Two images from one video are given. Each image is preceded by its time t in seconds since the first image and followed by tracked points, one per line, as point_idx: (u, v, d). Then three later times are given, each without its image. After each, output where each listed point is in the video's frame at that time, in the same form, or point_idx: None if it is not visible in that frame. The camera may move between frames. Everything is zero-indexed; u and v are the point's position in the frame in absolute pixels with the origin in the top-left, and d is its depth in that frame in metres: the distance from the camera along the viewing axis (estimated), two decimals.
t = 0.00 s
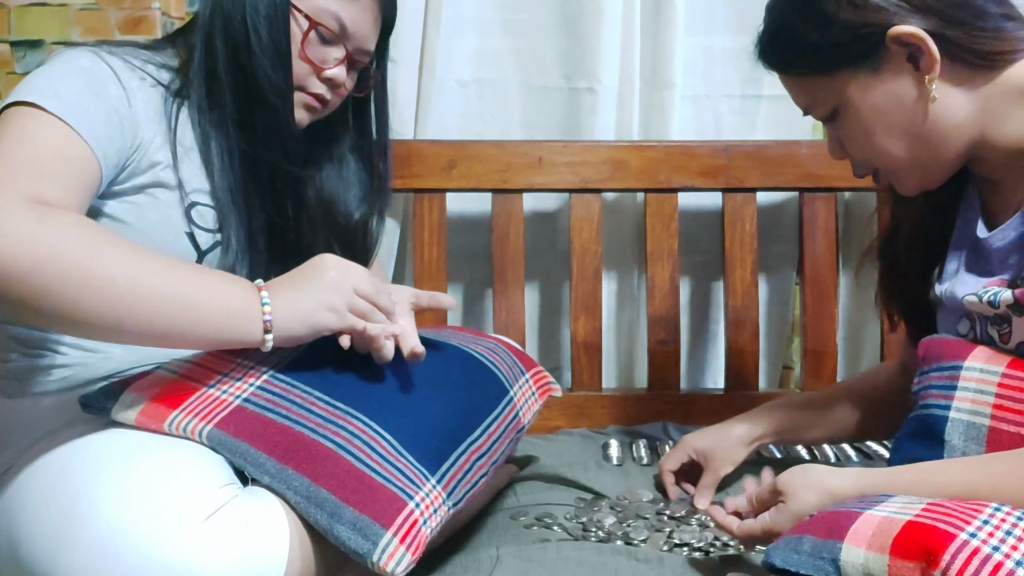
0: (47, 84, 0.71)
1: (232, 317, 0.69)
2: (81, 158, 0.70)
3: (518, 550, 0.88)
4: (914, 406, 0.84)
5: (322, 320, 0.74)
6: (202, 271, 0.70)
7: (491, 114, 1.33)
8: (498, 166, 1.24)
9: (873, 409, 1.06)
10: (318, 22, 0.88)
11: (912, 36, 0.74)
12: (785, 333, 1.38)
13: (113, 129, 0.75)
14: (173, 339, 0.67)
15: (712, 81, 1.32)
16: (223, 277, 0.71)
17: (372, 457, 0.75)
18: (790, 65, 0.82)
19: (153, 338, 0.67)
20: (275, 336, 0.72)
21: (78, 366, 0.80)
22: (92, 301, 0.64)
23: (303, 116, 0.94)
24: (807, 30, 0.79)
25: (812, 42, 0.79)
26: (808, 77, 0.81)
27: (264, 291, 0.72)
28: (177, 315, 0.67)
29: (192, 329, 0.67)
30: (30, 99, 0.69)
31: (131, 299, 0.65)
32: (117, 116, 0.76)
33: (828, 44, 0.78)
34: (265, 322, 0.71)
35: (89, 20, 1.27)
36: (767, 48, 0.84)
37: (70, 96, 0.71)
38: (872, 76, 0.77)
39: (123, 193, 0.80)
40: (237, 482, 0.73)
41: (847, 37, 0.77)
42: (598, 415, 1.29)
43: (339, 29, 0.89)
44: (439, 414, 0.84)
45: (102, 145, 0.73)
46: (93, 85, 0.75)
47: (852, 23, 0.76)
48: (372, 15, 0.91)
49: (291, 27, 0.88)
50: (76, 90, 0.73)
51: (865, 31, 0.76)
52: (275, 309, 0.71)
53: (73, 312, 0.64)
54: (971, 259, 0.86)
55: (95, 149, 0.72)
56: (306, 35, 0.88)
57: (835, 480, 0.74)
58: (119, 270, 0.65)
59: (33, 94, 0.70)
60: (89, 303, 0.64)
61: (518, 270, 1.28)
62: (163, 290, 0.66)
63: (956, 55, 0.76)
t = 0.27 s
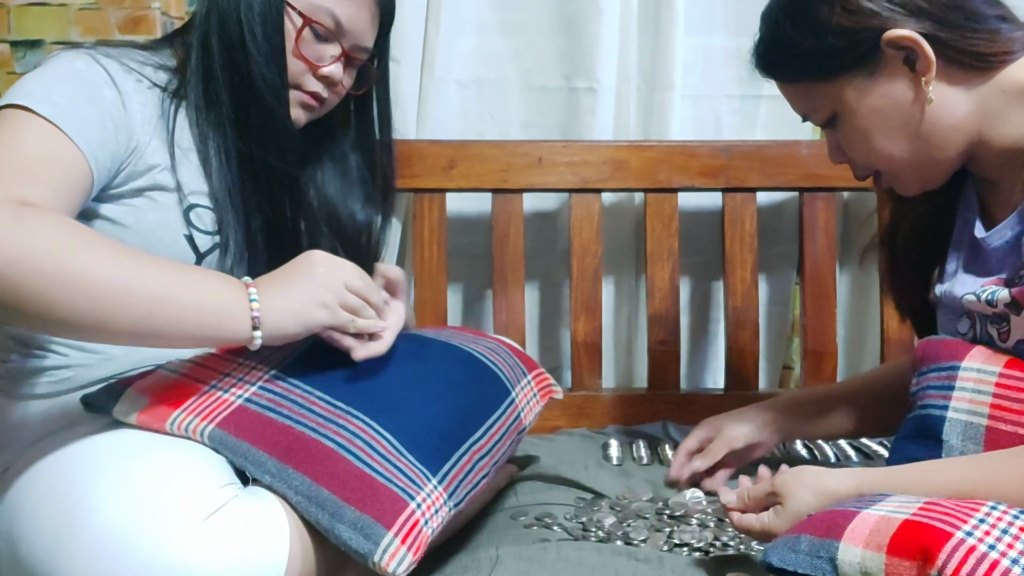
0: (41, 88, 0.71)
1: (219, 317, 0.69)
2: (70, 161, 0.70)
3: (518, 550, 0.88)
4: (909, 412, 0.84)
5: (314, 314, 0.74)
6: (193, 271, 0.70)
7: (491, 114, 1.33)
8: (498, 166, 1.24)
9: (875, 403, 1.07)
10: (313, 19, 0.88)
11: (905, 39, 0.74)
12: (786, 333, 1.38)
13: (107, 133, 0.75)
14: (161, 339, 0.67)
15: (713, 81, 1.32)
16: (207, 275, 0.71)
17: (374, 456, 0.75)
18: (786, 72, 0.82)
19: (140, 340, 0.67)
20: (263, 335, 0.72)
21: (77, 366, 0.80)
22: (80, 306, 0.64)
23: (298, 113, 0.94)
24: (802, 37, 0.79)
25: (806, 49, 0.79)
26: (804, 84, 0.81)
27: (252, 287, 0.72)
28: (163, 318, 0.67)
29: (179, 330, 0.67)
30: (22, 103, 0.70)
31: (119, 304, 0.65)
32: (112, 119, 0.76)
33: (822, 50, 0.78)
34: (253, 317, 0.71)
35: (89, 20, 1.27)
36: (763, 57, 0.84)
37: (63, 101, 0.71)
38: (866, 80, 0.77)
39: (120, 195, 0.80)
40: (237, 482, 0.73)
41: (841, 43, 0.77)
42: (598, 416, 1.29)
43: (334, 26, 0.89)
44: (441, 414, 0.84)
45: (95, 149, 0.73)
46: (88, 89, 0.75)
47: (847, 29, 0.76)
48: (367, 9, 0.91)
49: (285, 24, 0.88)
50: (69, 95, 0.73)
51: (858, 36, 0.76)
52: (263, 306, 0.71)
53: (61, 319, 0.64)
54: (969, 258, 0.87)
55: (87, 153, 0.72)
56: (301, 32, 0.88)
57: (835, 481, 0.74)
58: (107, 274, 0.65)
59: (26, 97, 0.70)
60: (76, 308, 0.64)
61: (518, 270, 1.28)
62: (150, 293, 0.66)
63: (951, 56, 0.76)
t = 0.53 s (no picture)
0: (29, 90, 0.71)
1: (203, 314, 0.67)
2: (59, 162, 0.70)
3: (517, 550, 0.89)
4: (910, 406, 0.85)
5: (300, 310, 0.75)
6: (180, 271, 0.69)
7: (490, 114, 1.33)
8: (498, 166, 1.24)
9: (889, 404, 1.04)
10: (302, 13, 0.88)
11: (912, 36, 0.74)
12: (786, 333, 1.38)
13: (95, 135, 0.75)
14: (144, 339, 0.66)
15: (713, 82, 1.32)
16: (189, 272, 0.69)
17: (371, 460, 0.76)
18: (790, 73, 0.81)
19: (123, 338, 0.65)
20: (246, 332, 0.70)
21: (76, 369, 0.80)
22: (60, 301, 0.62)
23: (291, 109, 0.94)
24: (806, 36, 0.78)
25: (811, 48, 0.78)
26: (809, 85, 0.80)
27: (235, 287, 0.71)
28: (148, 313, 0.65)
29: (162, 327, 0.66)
30: (6, 103, 0.69)
31: (101, 299, 0.63)
32: (101, 121, 0.76)
33: (826, 50, 0.77)
34: (238, 316, 0.69)
35: (90, 20, 1.27)
36: (766, 58, 0.83)
37: (53, 102, 0.71)
38: (871, 78, 0.77)
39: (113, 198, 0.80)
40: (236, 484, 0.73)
41: (845, 42, 0.76)
42: (598, 415, 1.29)
43: (326, 16, 0.89)
44: (439, 417, 0.84)
45: (84, 149, 0.73)
46: (77, 91, 0.75)
47: (852, 28, 0.75)
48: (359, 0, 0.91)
49: (275, 21, 0.88)
50: (57, 96, 0.73)
51: (863, 35, 0.75)
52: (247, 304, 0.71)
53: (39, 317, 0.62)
54: (970, 258, 0.86)
55: (76, 153, 0.72)
56: (291, 27, 0.88)
57: (834, 482, 0.74)
58: (92, 270, 0.63)
59: (12, 96, 0.70)
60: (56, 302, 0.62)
61: (518, 270, 1.28)
62: (134, 287, 0.64)
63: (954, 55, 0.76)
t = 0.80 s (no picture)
0: (21, 100, 0.71)
1: (211, 351, 0.68)
2: (55, 178, 0.70)
3: (518, 550, 0.89)
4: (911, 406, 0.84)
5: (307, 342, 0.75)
6: (186, 301, 0.69)
7: (490, 114, 1.33)
8: (498, 166, 1.24)
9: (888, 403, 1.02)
10: (295, 15, 0.87)
11: (929, 25, 0.73)
12: (786, 333, 1.38)
13: (90, 143, 0.74)
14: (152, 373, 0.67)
15: (713, 81, 1.32)
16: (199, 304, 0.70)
17: (372, 460, 0.75)
18: (803, 58, 0.80)
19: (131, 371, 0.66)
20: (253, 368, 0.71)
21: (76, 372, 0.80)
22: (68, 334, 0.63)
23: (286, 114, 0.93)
24: (822, 22, 0.78)
25: (828, 34, 0.77)
26: (822, 72, 0.79)
27: (241, 320, 0.71)
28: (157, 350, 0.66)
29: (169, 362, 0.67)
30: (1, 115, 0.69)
31: (110, 335, 0.64)
32: (95, 128, 0.75)
33: (840, 37, 0.76)
34: (245, 352, 0.70)
35: (90, 21, 1.27)
36: (778, 42, 0.83)
37: (45, 111, 0.71)
38: (885, 68, 0.76)
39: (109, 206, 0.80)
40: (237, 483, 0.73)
41: (862, 29, 0.75)
42: (598, 415, 1.29)
43: (320, 17, 0.88)
44: (439, 416, 0.84)
45: (78, 157, 0.72)
46: (69, 98, 0.75)
47: (870, 13, 0.75)
48: None
49: (268, 24, 0.87)
50: (51, 107, 0.72)
51: (880, 22, 0.74)
52: (253, 338, 0.71)
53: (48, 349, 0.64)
54: (975, 254, 0.86)
55: (70, 163, 0.71)
56: (284, 31, 0.87)
57: (836, 482, 0.74)
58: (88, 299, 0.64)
59: (6, 108, 0.69)
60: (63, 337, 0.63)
61: (518, 270, 1.28)
62: (143, 321, 0.65)
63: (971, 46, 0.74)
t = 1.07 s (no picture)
0: (11, 115, 0.71)
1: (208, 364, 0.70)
2: (53, 193, 0.70)
3: (518, 550, 0.89)
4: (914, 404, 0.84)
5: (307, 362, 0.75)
6: (189, 316, 0.70)
7: (490, 114, 1.33)
8: (498, 166, 1.24)
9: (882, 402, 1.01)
10: (293, 15, 0.86)
11: (936, 24, 0.73)
12: (786, 333, 1.38)
13: (85, 153, 0.74)
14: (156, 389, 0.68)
15: (713, 81, 1.32)
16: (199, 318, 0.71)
17: (370, 460, 0.75)
18: (807, 57, 0.80)
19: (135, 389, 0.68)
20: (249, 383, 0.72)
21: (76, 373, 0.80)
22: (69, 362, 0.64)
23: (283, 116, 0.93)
24: (825, 21, 0.77)
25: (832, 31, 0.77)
26: (825, 70, 0.79)
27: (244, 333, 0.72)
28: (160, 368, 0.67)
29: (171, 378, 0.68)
30: None
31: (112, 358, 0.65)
32: (89, 138, 0.75)
33: (844, 35, 0.76)
34: (243, 366, 0.71)
35: (90, 21, 1.27)
36: (781, 40, 0.82)
37: (36, 126, 0.71)
38: (890, 66, 0.76)
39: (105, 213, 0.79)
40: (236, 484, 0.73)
41: (867, 27, 0.75)
42: (598, 415, 1.29)
43: (316, 17, 0.87)
44: (437, 416, 0.84)
45: (71, 166, 0.72)
46: (63, 107, 0.75)
47: (874, 11, 0.75)
48: None
49: (264, 24, 0.86)
50: (45, 119, 0.72)
51: (885, 20, 0.74)
52: (254, 353, 0.72)
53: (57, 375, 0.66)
54: (976, 256, 0.86)
55: (66, 172, 0.71)
56: (281, 30, 0.86)
57: (836, 483, 0.74)
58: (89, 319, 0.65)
59: None
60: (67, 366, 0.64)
61: (518, 270, 1.28)
62: (144, 339, 0.67)
63: (976, 44, 0.74)
